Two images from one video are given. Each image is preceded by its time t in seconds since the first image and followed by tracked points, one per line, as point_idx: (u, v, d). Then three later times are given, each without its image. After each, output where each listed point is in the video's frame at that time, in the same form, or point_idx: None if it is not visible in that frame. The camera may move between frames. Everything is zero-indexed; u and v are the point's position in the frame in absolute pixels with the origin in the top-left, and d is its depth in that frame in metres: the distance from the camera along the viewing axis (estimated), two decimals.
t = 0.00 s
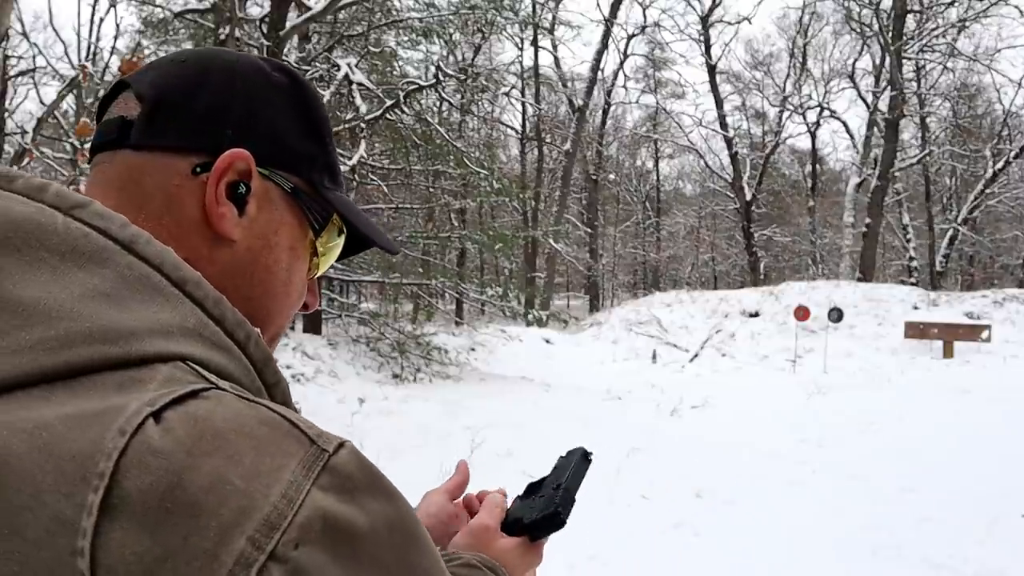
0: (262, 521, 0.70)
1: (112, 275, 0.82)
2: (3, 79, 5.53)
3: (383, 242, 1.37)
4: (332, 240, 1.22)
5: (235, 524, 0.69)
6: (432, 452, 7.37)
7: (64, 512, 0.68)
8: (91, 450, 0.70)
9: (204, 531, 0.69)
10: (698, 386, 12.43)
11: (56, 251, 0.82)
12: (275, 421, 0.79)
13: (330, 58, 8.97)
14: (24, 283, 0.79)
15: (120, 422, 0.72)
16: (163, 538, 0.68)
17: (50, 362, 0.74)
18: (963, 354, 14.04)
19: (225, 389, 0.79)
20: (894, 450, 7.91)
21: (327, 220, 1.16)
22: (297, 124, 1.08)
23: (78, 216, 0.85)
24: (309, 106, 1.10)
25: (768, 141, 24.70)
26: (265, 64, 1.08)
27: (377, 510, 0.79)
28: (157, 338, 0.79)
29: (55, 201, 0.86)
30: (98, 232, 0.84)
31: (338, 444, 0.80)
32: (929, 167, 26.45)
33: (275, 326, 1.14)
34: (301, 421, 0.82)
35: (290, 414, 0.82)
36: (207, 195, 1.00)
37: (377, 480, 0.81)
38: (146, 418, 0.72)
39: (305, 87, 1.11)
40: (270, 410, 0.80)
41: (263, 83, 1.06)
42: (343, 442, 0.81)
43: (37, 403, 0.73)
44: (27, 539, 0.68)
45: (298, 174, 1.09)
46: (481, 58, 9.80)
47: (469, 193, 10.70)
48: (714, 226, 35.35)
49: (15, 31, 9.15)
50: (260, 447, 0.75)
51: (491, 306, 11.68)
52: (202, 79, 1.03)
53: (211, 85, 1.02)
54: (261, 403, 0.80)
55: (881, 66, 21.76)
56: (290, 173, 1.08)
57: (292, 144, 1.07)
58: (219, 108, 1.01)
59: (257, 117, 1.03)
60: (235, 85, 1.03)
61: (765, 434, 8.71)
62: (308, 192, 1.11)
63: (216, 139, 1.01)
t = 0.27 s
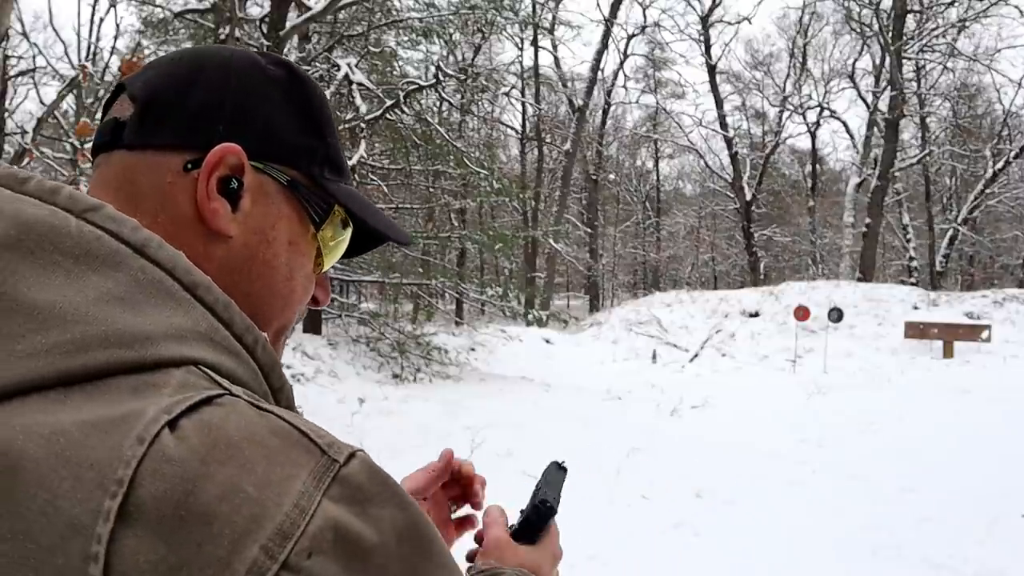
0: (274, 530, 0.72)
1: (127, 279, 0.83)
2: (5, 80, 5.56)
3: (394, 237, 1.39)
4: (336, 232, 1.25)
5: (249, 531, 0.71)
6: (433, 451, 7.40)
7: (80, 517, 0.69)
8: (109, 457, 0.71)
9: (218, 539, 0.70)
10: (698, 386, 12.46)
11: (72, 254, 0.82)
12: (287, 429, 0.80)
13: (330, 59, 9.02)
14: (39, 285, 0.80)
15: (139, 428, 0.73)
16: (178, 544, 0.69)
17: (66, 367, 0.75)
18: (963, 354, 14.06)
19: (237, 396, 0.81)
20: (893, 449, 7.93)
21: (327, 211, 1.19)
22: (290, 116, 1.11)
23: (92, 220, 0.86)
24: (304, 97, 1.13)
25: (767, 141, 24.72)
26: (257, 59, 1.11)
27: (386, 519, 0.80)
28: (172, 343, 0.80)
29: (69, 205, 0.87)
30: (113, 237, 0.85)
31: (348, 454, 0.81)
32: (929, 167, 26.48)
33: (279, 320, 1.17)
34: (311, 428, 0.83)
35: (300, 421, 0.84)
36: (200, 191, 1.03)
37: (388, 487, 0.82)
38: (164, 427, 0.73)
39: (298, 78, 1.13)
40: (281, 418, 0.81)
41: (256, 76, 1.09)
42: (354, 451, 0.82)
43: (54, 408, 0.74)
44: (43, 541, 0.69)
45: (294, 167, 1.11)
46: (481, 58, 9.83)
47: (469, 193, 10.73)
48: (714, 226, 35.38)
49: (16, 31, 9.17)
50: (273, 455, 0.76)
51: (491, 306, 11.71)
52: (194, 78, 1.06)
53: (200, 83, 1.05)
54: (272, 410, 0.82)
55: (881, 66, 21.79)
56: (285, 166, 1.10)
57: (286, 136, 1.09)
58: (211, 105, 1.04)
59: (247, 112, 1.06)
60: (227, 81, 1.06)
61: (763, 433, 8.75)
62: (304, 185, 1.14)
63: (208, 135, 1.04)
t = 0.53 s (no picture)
0: (281, 551, 0.69)
1: (125, 285, 0.79)
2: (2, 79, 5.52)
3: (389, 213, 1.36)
4: (332, 216, 1.22)
5: (252, 553, 0.68)
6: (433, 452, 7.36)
7: (81, 540, 0.66)
8: (109, 476, 0.69)
9: (222, 557, 0.68)
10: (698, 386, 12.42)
11: (65, 261, 0.79)
12: (291, 441, 0.77)
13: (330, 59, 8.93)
14: (34, 295, 0.76)
15: (140, 445, 0.70)
16: (182, 566, 0.67)
17: (64, 379, 0.73)
18: (963, 354, 14.02)
19: (240, 406, 0.78)
20: (894, 450, 7.89)
21: (324, 196, 1.16)
22: (280, 102, 1.06)
23: (85, 222, 0.82)
24: (289, 76, 1.07)
25: (768, 141, 24.67)
26: (240, 40, 1.05)
27: (396, 530, 0.77)
28: (172, 352, 0.78)
29: (61, 206, 0.82)
30: (107, 239, 0.81)
31: (355, 466, 0.78)
32: (929, 167, 26.44)
33: (284, 311, 1.15)
34: (316, 438, 0.80)
35: (304, 432, 0.81)
36: (196, 186, 0.99)
37: (397, 500, 0.78)
38: (166, 443, 0.71)
39: (284, 57, 1.08)
40: (285, 429, 0.79)
41: (240, 59, 1.03)
42: (361, 462, 0.79)
43: (52, 426, 0.71)
44: (40, 564, 0.66)
45: (288, 153, 1.07)
46: (481, 58, 9.78)
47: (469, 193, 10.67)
48: (714, 226, 35.34)
49: (15, 31, 9.12)
50: (277, 469, 0.74)
51: (491, 306, 11.67)
52: (177, 65, 1.00)
53: (186, 71, 0.99)
54: (277, 421, 0.79)
55: (881, 66, 21.74)
56: (280, 153, 1.06)
57: (277, 123, 1.05)
58: (200, 95, 0.99)
59: (238, 103, 1.01)
60: (213, 69, 1.01)
61: (764, 434, 8.71)
62: (299, 171, 1.10)
63: (199, 128, 0.99)
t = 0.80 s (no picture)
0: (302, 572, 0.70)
1: (132, 290, 0.81)
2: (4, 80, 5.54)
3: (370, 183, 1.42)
4: (333, 199, 1.26)
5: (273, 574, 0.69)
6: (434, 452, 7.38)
7: (90, 562, 0.67)
8: (118, 494, 0.69)
9: None
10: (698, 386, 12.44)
11: (71, 262, 0.80)
12: (309, 454, 0.78)
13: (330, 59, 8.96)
14: (38, 302, 0.77)
15: (149, 461, 0.71)
16: None
17: (73, 392, 0.74)
18: (963, 354, 14.04)
19: (254, 417, 0.79)
20: (893, 450, 7.91)
21: (333, 180, 1.21)
22: (293, 92, 1.09)
23: (91, 222, 0.83)
24: (298, 64, 1.10)
25: (767, 141, 24.70)
26: (246, 31, 1.05)
27: (418, 545, 0.78)
28: (182, 359, 0.79)
29: (65, 205, 0.84)
30: (114, 243, 0.83)
31: (376, 480, 0.78)
32: (928, 167, 26.46)
33: (302, 296, 1.20)
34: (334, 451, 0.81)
35: (319, 442, 0.82)
36: (231, 189, 1.02)
37: (419, 515, 0.79)
38: (177, 459, 0.72)
39: (287, 44, 1.09)
40: (303, 442, 0.79)
41: (253, 52, 1.03)
42: (382, 476, 0.79)
43: (59, 441, 0.72)
44: None
45: (305, 144, 1.10)
46: (481, 58, 9.81)
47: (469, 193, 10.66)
48: (714, 226, 35.36)
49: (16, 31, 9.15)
50: (298, 487, 0.74)
51: (491, 306, 11.69)
52: (197, 63, 0.99)
53: (208, 71, 0.99)
54: (292, 432, 0.80)
55: (880, 67, 21.78)
56: (299, 147, 1.09)
57: (295, 114, 1.08)
58: (225, 95, 1.00)
59: (261, 100, 1.03)
60: (234, 66, 1.01)
61: (764, 434, 8.73)
62: (316, 161, 1.14)
63: (229, 129, 1.00)
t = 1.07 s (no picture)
0: None
1: (169, 292, 0.78)
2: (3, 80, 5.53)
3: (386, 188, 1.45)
4: (363, 204, 1.27)
5: None
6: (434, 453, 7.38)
7: None
8: (170, 508, 0.67)
9: None
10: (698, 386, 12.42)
11: (103, 263, 0.76)
12: (363, 461, 0.79)
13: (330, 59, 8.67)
14: (70, 303, 0.73)
15: (201, 472, 0.69)
16: None
17: (113, 399, 0.71)
18: (963, 354, 14.03)
19: (303, 426, 0.79)
20: (894, 450, 7.90)
21: (363, 184, 1.24)
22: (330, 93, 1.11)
23: (124, 219, 0.80)
24: (334, 65, 1.13)
25: (767, 141, 24.68)
26: (286, 30, 1.07)
27: (470, 553, 0.80)
28: (224, 366, 0.77)
29: (96, 201, 0.80)
30: (149, 239, 0.80)
31: (427, 487, 0.81)
32: (928, 167, 26.46)
33: (330, 299, 1.21)
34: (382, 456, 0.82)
35: (366, 448, 0.83)
36: (272, 187, 1.03)
37: (468, 521, 0.82)
38: (230, 470, 0.71)
39: (324, 46, 1.12)
40: (354, 449, 0.81)
41: (293, 52, 1.05)
42: (433, 482, 0.82)
43: (98, 453, 0.69)
44: None
45: (340, 147, 1.13)
46: (481, 58, 9.81)
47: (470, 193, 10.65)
48: (714, 226, 35.34)
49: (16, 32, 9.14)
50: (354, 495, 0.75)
51: (491, 306, 11.68)
52: (236, 57, 0.99)
53: (250, 70, 1.00)
54: (342, 439, 0.81)
55: (880, 67, 21.78)
56: (334, 147, 1.12)
57: (331, 116, 1.10)
58: (266, 93, 1.01)
59: (301, 99, 1.04)
60: (275, 63, 1.02)
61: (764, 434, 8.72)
62: (348, 164, 1.17)
63: (269, 127, 1.01)
